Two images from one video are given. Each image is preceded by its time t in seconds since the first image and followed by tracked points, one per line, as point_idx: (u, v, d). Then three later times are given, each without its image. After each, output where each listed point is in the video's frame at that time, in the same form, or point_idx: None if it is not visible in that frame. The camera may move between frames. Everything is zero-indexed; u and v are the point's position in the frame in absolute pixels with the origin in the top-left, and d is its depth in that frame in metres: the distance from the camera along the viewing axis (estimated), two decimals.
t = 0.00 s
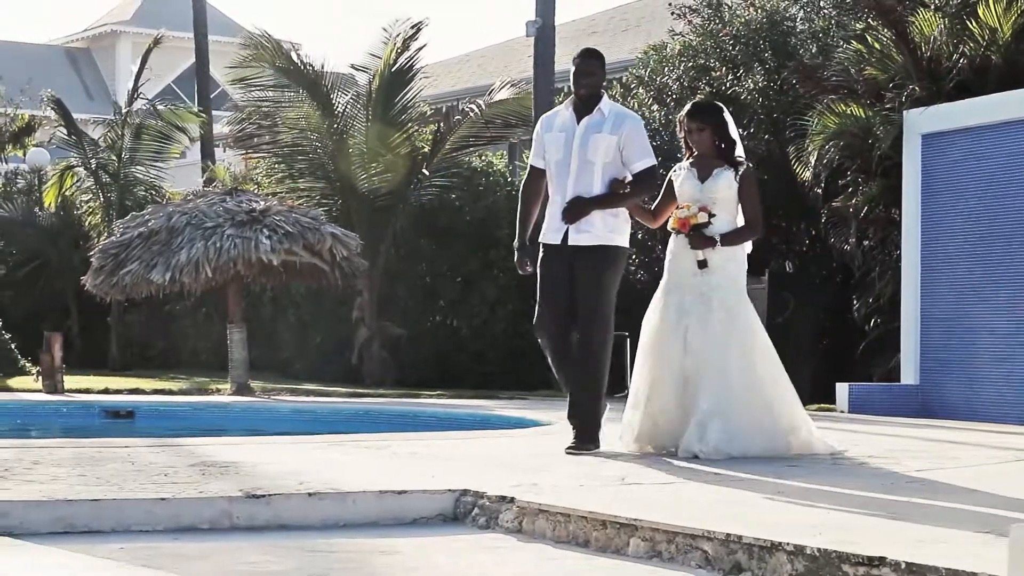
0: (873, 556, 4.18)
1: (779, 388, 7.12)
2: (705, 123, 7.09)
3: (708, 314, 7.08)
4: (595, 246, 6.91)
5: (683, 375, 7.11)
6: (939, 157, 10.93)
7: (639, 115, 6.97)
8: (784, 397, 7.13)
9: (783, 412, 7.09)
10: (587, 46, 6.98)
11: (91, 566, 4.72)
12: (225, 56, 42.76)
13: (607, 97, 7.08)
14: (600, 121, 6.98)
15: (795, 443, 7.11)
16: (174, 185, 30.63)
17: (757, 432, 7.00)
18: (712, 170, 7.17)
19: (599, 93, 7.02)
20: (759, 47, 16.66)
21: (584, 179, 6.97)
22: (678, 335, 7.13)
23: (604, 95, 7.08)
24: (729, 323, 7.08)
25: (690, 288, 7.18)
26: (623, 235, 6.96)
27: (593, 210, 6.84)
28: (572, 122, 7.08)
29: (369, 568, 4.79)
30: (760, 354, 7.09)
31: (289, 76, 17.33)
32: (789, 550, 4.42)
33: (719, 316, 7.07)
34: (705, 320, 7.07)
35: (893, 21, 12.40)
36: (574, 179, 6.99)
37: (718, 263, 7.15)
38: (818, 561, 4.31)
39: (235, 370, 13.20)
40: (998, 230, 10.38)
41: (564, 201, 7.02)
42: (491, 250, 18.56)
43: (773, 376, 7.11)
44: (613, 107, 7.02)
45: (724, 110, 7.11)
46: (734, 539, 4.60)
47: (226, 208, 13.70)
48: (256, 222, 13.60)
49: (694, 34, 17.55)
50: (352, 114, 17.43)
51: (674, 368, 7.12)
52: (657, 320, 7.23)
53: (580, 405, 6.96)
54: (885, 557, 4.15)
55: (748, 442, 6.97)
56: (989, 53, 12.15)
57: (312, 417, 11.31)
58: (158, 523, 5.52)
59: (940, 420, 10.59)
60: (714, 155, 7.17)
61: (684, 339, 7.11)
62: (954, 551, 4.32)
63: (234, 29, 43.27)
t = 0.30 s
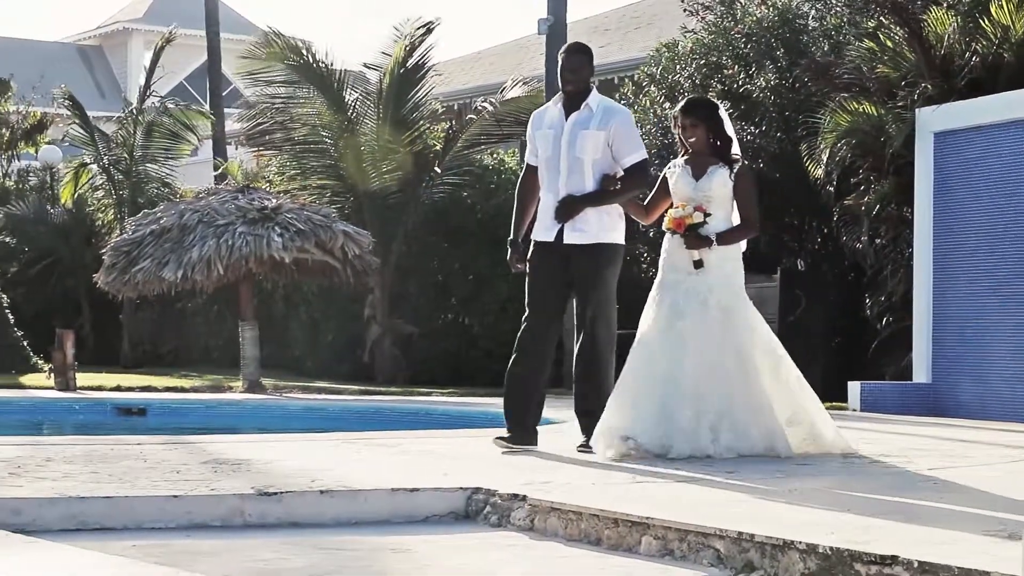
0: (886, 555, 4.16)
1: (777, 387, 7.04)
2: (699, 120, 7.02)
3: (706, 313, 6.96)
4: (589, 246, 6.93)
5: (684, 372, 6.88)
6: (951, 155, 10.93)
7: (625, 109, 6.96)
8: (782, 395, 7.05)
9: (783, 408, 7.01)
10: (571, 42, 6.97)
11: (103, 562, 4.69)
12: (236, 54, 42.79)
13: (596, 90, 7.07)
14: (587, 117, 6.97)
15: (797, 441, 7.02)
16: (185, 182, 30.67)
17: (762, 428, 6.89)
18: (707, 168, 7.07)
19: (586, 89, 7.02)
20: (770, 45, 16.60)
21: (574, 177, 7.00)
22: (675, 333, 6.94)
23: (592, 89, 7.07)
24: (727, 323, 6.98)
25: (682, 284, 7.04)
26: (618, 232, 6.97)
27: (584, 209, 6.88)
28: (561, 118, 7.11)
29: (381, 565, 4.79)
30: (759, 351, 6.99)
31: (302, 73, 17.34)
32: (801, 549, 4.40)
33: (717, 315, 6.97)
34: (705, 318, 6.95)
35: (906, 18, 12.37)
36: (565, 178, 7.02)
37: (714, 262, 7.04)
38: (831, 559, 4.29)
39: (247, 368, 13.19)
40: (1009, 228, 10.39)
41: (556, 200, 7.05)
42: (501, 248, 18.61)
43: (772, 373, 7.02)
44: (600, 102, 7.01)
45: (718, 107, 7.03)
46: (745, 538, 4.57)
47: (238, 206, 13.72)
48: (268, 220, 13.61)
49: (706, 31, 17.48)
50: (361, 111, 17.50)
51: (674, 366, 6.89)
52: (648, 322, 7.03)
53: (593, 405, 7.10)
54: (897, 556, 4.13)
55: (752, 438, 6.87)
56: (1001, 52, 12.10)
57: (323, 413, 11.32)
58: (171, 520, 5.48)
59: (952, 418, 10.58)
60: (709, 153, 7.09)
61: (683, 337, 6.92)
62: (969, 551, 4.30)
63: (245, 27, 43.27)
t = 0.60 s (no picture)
0: (910, 555, 4.06)
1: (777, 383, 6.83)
2: (695, 112, 6.86)
3: (699, 310, 6.76)
4: (582, 243, 6.89)
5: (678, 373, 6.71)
6: (975, 154, 10.91)
7: (619, 104, 6.94)
8: (781, 393, 6.80)
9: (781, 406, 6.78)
10: (559, 37, 6.90)
11: (123, 558, 4.67)
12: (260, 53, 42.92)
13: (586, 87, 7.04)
14: (580, 112, 6.94)
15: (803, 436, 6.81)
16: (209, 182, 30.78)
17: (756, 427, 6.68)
18: (700, 162, 6.90)
19: (577, 84, 6.98)
20: (793, 44, 16.61)
21: (567, 173, 6.93)
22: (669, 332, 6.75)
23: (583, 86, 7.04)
24: (724, 321, 6.78)
25: (678, 281, 6.85)
26: (609, 230, 6.94)
27: (578, 205, 6.81)
28: (551, 114, 7.03)
29: (402, 564, 4.76)
30: (754, 349, 6.78)
31: (326, 72, 17.42)
32: (825, 549, 4.30)
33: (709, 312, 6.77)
34: (698, 316, 6.76)
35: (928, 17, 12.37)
36: (556, 174, 6.95)
37: (708, 257, 6.83)
38: (855, 559, 4.18)
39: (270, 366, 13.24)
40: None
41: (548, 196, 6.98)
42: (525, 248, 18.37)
43: (768, 370, 6.78)
44: (592, 97, 6.98)
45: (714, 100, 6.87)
46: (770, 537, 4.47)
47: (261, 205, 13.75)
48: (292, 220, 13.64)
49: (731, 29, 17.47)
50: (384, 109, 17.55)
51: (668, 366, 6.71)
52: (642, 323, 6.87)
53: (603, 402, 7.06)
54: (922, 555, 4.03)
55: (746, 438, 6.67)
56: None
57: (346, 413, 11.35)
58: (195, 518, 5.46)
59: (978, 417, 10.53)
60: (703, 147, 6.92)
61: (679, 337, 6.73)
62: (995, 550, 4.23)
63: (268, 27, 43.42)
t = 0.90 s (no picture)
0: (930, 554, 4.01)
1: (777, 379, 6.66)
2: (689, 107, 6.69)
3: (688, 308, 6.64)
4: (578, 238, 6.73)
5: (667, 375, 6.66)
6: (995, 152, 10.90)
7: (615, 99, 6.78)
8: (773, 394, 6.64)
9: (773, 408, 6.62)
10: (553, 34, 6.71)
11: (142, 556, 4.67)
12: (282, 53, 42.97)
13: (582, 81, 6.86)
14: (576, 108, 6.77)
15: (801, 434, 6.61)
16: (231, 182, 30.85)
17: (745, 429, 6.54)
18: (694, 158, 6.73)
19: (573, 80, 6.81)
20: (813, 43, 16.65)
21: (561, 169, 6.79)
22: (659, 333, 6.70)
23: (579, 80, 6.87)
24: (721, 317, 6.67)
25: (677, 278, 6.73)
26: (604, 225, 6.77)
27: (570, 202, 6.65)
28: (547, 110, 6.88)
29: (419, 564, 4.75)
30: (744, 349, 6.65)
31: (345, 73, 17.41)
32: (845, 548, 4.25)
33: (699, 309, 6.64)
34: (689, 314, 6.64)
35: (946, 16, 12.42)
36: (551, 169, 6.81)
37: (700, 256, 6.68)
38: (874, 558, 4.15)
39: (290, 365, 13.28)
40: None
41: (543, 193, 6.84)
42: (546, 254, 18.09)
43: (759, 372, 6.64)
44: (588, 91, 6.80)
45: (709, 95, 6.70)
46: (788, 536, 4.42)
47: (282, 205, 13.78)
48: (312, 219, 13.66)
49: (750, 29, 17.56)
50: (404, 109, 17.59)
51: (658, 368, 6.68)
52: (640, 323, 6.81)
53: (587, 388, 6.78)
54: (942, 554, 3.98)
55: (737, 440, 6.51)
56: None
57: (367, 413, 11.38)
58: (216, 517, 5.44)
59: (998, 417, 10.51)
60: (697, 142, 6.74)
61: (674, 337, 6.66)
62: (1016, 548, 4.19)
63: (285, 27, 43.54)
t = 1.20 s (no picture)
0: (949, 552, 3.99)
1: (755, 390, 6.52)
2: (686, 104, 6.55)
3: (678, 306, 6.54)
4: (572, 239, 6.50)
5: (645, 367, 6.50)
6: (1015, 152, 10.89)
7: (619, 100, 6.59)
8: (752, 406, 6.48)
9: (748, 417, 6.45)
10: (559, 33, 6.58)
11: (163, 554, 4.69)
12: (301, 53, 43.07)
13: (588, 82, 6.68)
14: (579, 108, 6.59)
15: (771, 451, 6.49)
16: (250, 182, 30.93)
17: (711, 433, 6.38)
18: (689, 157, 6.62)
19: (577, 81, 6.63)
20: (832, 42, 16.73)
21: (560, 170, 6.60)
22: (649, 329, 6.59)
23: (584, 81, 6.69)
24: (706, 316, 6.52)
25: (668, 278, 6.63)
26: (601, 226, 6.55)
27: (567, 203, 6.46)
28: (550, 110, 6.71)
29: (440, 563, 4.77)
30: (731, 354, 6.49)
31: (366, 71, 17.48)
32: (864, 546, 4.25)
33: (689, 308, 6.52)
34: (674, 309, 6.54)
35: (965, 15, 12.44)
36: (550, 169, 6.62)
37: (692, 255, 6.57)
38: (893, 556, 4.15)
39: (311, 364, 13.32)
40: None
41: (541, 192, 6.64)
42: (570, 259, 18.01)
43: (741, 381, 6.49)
44: (593, 92, 6.62)
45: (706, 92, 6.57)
46: (807, 534, 4.41)
47: (302, 204, 13.85)
48: (331, 218, 13.71)
49: (769, 28, 17.72)
50: (424, 108, 17.64)
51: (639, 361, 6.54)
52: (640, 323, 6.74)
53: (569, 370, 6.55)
54: (960, 552, 3.96)
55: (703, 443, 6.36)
56: None
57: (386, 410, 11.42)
58: (238, 514, 5.45)
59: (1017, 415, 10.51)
60: (693, 140, 6.63)
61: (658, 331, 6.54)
62: None
63: (305, 26, 43.67)
